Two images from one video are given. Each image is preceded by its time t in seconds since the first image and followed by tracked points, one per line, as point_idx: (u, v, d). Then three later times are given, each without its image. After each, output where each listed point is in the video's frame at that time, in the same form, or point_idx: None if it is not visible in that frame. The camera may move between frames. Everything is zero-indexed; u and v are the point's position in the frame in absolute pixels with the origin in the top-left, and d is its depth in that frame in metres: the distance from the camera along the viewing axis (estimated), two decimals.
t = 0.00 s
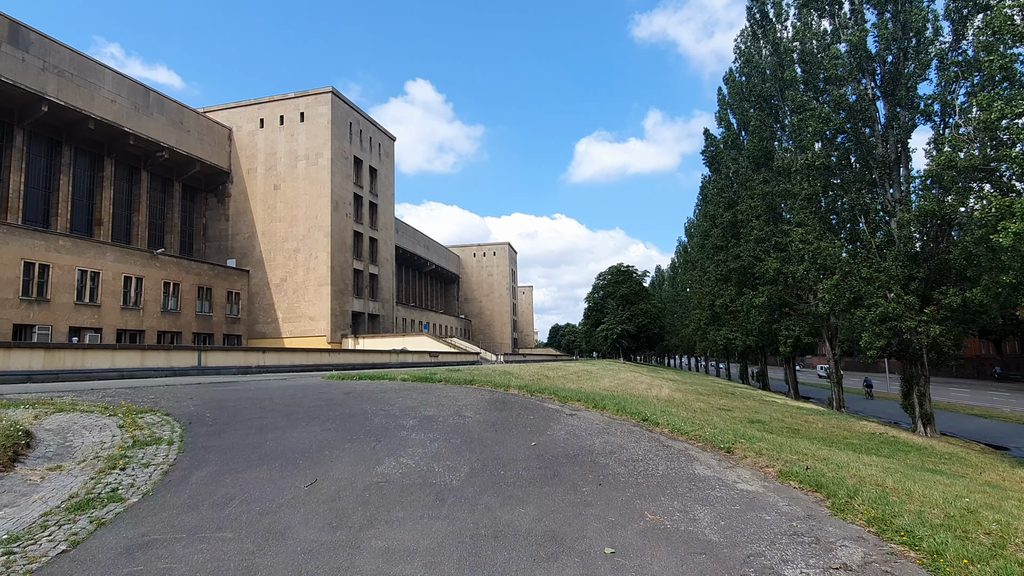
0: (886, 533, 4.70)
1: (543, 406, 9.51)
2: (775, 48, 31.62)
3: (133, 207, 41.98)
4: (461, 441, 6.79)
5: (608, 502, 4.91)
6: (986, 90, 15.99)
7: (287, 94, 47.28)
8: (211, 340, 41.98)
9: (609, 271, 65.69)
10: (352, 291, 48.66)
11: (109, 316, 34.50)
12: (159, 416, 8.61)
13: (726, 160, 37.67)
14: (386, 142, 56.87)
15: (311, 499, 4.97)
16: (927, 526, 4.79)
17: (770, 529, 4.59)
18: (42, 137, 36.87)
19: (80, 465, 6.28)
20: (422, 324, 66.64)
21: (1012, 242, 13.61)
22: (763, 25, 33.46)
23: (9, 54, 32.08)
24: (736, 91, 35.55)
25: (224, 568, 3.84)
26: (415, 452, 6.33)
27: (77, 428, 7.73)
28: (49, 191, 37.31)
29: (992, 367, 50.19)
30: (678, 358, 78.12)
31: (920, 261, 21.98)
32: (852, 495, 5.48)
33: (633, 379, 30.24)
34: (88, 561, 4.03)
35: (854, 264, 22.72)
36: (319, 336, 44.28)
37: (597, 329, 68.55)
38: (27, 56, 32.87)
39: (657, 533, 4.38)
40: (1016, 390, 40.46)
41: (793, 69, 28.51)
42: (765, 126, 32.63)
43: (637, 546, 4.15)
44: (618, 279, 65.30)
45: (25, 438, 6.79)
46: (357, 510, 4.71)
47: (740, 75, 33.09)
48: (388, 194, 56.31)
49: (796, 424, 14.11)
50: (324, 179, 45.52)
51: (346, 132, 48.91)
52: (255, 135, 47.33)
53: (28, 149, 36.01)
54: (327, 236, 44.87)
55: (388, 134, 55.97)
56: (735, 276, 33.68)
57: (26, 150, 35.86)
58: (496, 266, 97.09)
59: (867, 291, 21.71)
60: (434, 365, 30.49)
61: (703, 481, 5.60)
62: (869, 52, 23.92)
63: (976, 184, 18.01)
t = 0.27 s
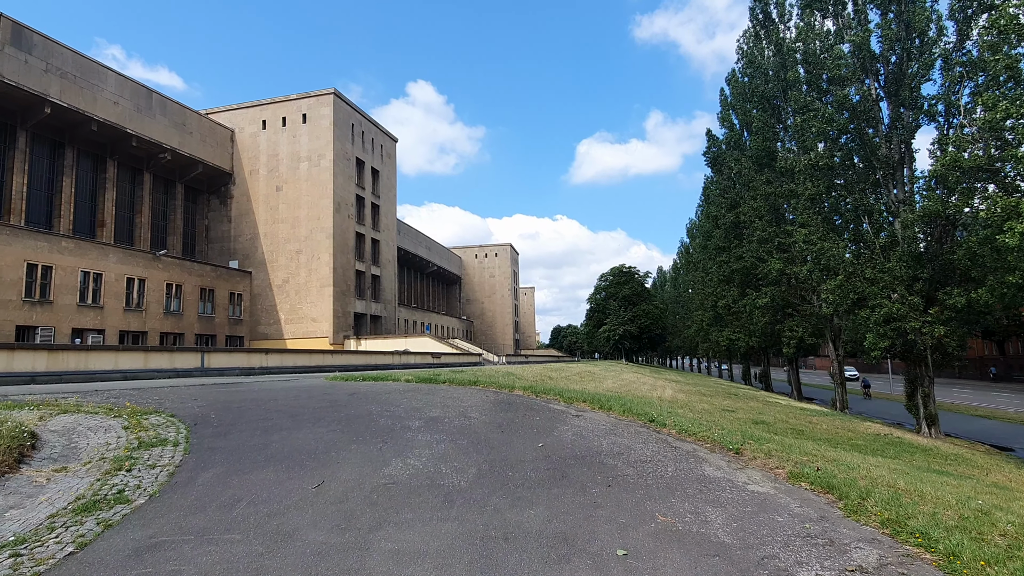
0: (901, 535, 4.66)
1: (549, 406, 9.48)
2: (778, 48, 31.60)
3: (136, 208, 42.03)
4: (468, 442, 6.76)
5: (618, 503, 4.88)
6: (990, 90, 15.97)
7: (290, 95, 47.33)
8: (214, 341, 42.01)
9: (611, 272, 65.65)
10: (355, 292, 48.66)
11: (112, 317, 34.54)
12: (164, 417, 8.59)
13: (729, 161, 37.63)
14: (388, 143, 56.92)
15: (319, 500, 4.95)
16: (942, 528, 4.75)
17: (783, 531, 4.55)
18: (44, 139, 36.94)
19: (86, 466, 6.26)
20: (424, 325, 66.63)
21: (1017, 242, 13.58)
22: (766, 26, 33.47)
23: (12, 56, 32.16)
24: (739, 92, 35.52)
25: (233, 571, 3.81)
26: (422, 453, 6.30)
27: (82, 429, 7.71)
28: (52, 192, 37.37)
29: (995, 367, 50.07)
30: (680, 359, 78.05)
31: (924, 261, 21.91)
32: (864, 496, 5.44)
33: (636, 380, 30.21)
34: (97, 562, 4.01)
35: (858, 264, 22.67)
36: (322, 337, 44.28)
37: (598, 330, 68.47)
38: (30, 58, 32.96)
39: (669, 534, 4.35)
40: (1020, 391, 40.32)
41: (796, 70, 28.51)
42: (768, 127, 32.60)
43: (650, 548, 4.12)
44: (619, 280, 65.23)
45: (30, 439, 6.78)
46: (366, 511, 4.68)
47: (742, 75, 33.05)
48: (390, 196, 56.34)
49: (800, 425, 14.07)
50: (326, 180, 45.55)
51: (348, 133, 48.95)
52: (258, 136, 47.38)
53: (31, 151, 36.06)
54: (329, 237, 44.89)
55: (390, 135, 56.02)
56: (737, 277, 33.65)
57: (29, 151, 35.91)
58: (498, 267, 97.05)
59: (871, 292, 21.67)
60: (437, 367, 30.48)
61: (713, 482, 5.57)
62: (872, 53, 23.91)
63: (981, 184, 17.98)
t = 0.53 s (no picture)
0: (916, 536, 4.61)
1: (555, 407, 9.43)
2: (783, 49, 31.51)
3: (140, 210, 42.14)
4: (475, 443, 6.72)
5: (628, 504, 4.83)
6: (996, 90, 15.89)
7: (293, 97, 47.44)
8: (218, 343, 42.06)
9: (615, 273, 65.57)
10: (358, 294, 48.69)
11: (116, 319, 34.62)
12: (169, 418, 8.57)
13: (733, 162, 37.56)
14: (391, 145, 57.00)
15: (326, 501, 4.91)
16: (958, 529, 4.69)
17: (796, 532, 4.50)
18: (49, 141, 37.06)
19: (91, 467, 6.24)
20: (427, 327, 66.63)
21: None
22: (770, 27, 33.44)
23: (17, 59, 32.31)
24: (743, 93, 35.46)
25: (240, 572, 3.78)
26: (430, 453, 6.27)
27: (88, 430, 7.70)
28: (57, 194, 37.48)
29: (1001, 369, 49.78)
30: (683, 361, 77.85)
31: (930, 262, 21.79)
32: (878, 497, 5.39)
33: (641, 382, 30.13)
34: (103, 563, 3.98)
35: (863, 265, 22.57)
36: (325, 339, 44.30)
37: (602, 331, 68.35)
38: (35, 61, 33.11)
39: (681, 535, 4.30)
40: None
41: (800, 70, 28.46)
42: (772, 128, 32.51)
43: (661, 549, 4.07)
44: (623, 282, 65.16)
45: (36, 440, 6.76)
46: (373, 512, 4.64)
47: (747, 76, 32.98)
48: (393, 198, 56.39)
49: (806, 426, 13.99)
50: (330, 182, 45.62)
51: (352, 135, 49.03)
52: (261, 139, 47.49)
53: (37, 154, 36.19)
54: (332, 239, 44.93)
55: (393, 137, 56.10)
56: (742, 278, 33.57)
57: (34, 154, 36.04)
58: (501, 269, 97.07)
59: (877, 293, 21.58)
60: (440, 368, 30.45)
61: (724, 483, 5.51)
62: (877, 53, 23.84)
63: (987, 184, 17.90)
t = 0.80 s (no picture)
0: (934, 541, 4.51)
1: (562, 409, 9.35)
2: (790, 49, 31.36)
3: (147, 213, 42.33)
4: (481, 445, 6.65)
5: (637, 508, 4.75)
6: (1007, 89, 15.73)
7: (299, 100, 47.59)
8: (224, 345, 42.18)
9: (620, 275, 65.43)
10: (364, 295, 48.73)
11: (123, 321, 34.75)
12: (174, 420, 8.55)
13: (739, 163, 37.39)
14: (397, 147, 57.09)
15: (331, 504, 4.85)
16: (977, 534, 4.59)
17: (811, 537, 4.41)
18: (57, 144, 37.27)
19: (96, 469, 6.21)
20: (433, 329, 66.65)
21: None
22: (777, 27, 33.34)
23: (26, 62, 32.53)
24: (749, 93, 35.33)
25: None
26: (436, 456, 6.21)
27: (93, 432, 7.68)
28: (64, 197, 37.68)
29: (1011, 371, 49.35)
30: (689, 363, 77.60)
31: (939, 263, 21.60)
32: (894, 501, 5.29)
33: (647, 383, 30.00)
34: (106, 567, 3.94)
35: (871, 266, 22.40)
36: (331, 340, 44.34)
37: (607, 333, 68.18)
38: (43, 65, 33.32)
39: (692, 540, 4.22)
40: None
41: (807, 70, 28.34)
42: (779, 128, 32.34)
43: (673, 554, 3.99)
44: (628, 284, 64.98)
45: (41, 442, 6.74)
46: (379, 515, 4.58)
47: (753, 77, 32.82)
48: (399, 199, 56.47)
49: (815, 429, 13.86)
50: (335, 185, 45.70)
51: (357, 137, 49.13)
52: (268, 141, 47.64)
53: (44, 157, 36.41)
54: (338, 241, 45.01)
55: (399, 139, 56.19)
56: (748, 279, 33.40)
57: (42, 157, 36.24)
58: (506, 271, 97.02)
59: (886, 294, 21.42)
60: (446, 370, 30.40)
61: (735, 486, 5.42)
62: (885, 52, 23.69)
63: (997, 185, 17.74)
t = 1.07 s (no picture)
0: (963, 551, 4.34)
1: (572, 412, 9.22)
2: (802, 48, 31.06)
3: (159, 216, 42.66)
4: (490, 449, 6.53)
5: (650, 514, 4.62)
6: None
7: (309, 103, 47.80)
8: (235, 347, 42.40)
9: (630, 276, 65.12)
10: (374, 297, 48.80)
11: (136, 323, 35.00)
12: (182, 421, 8.52)
13: (750, 163, 37.11)
14: (406, 149, 57.21)
15: (337, 508, 4.76)
16: (1007, 544, 4.42)
17: (832, 547, 4.26)
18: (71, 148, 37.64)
19: (102, 471, 6.16)
20: (443, 331, 66.66)
21: None
22: (788, 26, 33.09)
23: (40, 67, 32.90)
24: (761, 93, 35.07)
25: None
26: (444, 460, 6.10)
27: (101, 433, 7.66)
28: (78, 200, 38.05)
29: None
30: (700, 365, 77.07)
31: (955, 263, 21.23)
32: (918, 509, 5.12)
33: (658, 386, 29.76)
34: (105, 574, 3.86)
35: (887, 266, 22.08)
36: (341, 342, 44.44)
37: (617, 335, 67.88)
38: (57, 69, 33.68)
39: (709, 549, 4.08)
40: None
41: (820, 70, 28.07)
42: (791, 128, 32.04)
43: (688, 563, 3.86)
44: (638, 285, 64.67)
45: (48, 443, 6.72)
46: (385, 521, 4.48)
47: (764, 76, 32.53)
48: (408, 201, 56.55)
49: (829, 432, 13.63)
50: (345, 187, 45.83)
51: (367, 139, 49.26)
52: (278, 144, 47.88)
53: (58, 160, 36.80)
54: (348, 243, 45.13)
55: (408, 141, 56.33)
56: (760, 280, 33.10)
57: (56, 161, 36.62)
58: (516, 273, 96.92)
59: (901, 295, 21.08)
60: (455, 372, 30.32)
61: (752, 493, 5.27)
62: (899, 50, 23.39)
63: (1015, 184, 17.41)
